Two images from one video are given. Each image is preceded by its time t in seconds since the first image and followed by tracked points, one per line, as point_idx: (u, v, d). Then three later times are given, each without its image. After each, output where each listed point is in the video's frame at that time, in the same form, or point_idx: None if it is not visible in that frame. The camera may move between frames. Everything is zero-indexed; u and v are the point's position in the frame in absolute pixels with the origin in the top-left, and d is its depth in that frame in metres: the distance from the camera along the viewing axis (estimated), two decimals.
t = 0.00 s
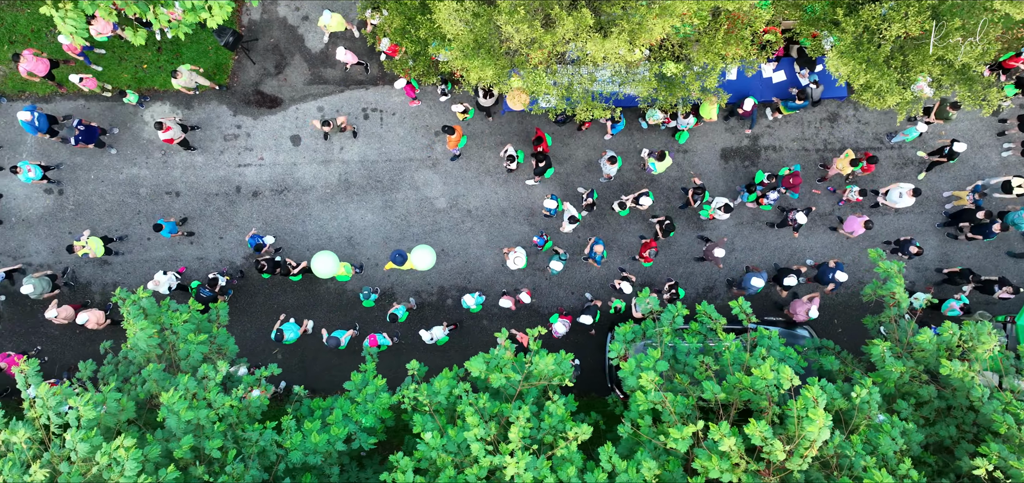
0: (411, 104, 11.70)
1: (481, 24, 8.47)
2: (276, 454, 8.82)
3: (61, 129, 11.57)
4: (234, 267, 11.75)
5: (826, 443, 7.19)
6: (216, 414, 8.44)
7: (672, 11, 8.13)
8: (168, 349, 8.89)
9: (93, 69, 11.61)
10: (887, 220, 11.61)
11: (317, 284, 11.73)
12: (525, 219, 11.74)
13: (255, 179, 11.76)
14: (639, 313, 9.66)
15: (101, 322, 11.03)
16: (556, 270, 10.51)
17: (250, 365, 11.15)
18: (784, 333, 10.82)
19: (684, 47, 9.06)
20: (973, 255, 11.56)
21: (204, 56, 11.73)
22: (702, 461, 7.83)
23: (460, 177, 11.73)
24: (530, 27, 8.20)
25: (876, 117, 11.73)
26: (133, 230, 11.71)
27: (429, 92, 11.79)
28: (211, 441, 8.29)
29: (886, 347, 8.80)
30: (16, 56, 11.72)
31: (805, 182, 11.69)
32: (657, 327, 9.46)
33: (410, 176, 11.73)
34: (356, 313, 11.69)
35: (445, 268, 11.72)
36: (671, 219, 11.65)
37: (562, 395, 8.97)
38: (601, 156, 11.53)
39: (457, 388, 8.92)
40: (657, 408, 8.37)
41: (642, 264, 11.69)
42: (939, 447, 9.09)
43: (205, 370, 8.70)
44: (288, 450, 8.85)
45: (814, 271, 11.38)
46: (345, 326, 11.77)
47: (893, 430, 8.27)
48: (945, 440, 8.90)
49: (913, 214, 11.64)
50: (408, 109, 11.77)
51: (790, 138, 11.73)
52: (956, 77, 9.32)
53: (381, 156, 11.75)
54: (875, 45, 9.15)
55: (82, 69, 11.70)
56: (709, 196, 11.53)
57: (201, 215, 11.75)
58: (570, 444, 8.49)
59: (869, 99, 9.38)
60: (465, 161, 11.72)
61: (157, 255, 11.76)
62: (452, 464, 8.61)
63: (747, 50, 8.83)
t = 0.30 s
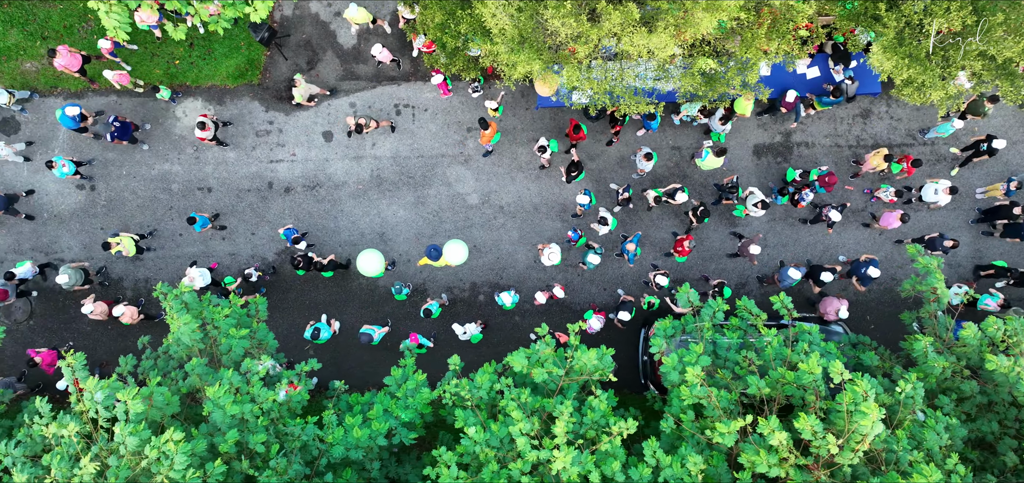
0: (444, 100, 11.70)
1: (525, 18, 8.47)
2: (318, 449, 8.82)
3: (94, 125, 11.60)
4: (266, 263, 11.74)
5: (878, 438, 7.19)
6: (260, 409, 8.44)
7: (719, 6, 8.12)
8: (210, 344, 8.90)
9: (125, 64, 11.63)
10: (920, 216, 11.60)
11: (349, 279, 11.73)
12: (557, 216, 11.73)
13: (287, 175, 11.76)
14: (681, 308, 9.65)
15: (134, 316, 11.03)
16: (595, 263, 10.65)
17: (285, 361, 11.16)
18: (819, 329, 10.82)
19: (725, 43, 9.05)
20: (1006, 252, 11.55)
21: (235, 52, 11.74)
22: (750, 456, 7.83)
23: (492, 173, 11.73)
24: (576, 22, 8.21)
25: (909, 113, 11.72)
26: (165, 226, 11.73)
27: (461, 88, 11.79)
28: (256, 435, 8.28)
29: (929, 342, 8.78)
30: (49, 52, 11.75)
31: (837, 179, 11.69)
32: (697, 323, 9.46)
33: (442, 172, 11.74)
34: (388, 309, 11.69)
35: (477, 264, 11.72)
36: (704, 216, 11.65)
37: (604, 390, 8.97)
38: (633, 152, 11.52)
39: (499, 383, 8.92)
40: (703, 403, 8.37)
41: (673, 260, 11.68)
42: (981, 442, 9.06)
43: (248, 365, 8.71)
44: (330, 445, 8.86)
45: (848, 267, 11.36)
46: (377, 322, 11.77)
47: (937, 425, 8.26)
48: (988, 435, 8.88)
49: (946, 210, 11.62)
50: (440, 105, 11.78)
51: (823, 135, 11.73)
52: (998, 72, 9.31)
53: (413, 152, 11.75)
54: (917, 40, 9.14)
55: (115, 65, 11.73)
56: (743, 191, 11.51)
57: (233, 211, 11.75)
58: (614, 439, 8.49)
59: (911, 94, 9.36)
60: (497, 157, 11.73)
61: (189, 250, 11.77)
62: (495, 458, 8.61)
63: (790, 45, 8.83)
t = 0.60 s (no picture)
0: (477, 99, 11.70)
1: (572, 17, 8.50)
2: (362, 448, 8.81)
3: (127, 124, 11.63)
4: (299, 262, 11.74)
5: (932, 436, 7.17)
6: (305, 408, 8.43)
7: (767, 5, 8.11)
8: (253, 343, 8.91)
9: (159, 63, 11.64)
10: (954, 216, 11.58)
11: (382, 279, 11.72)
12: (591, 215, 11.73)
13: (321, 174, 11.76)
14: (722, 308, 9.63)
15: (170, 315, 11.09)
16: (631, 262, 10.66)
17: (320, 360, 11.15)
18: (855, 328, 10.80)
19: (769, 41, 9.03)
20: None
21: (268, 51, 11.74)
22: (799, 455, 7.80)
23: (525, 172, 11.72)
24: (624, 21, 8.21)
25: (943, 113, 11.70)
26: (198, 225, 11.73)
27: (494, 87, 11.79)
28: (302, 434, 8.27)
29: (974, 341, 8.75)
30: (82, 51, 11.79)
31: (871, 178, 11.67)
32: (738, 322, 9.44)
33: (476, 171, 11.74)
34: (422, 308, 11.69)
35: (510, 263, 11.71)
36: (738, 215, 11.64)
37: (646, 390, 8.97)
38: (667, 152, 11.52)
39: (542, 382, 8.92)
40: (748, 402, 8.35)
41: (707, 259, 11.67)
42: None
43: (293, 363, 8.71)
44: (373, 443, 8.86)
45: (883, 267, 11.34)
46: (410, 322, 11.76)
47: (984, 425, 8.23)
48: None
49: (980, 209, 11.60)
50: (474, 104, 11.78)
51: (857, 134, 11.71)
52: None
53: (446, 151, 11.76)
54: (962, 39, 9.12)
55: (148, 64, 11.75)
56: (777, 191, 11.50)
57: (266, 210, 11.75)
58: (659, 438, 8.47)
59: (959, 92, 9.36)
60: (530, 156, 11.72)
61: (222, 249, 11.77)
62: (539, 458, 8.60)
63: (835, 43, 8.82)
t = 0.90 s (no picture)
0: (510, 98, 11.70)
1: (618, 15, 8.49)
2: (405, 446, 8.81)
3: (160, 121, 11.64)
4: (332, 260, 11.74)
5: (986, 434, 7.14)
6: (350, 405, 8.43)
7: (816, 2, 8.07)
8: (296, 340, 8.90)
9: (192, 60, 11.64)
10: (988, 215, 11.56)
11: (415, 277, 11.71)
12: (624, 213, 11.72)
13: (354, 172, 11.76)
14: (763, 306, 9.61)
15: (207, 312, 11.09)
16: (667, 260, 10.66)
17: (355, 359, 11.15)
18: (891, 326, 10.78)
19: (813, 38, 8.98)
20: None
21: (301, 49, 11.74)
22: (848, 453, 7.78)
23: (559, 171, 11.72)
24: (672, 18, 8.18)
25: (977, 112, 11.67)
26: (231, 223, 11.73)
27: (527, 85, 11.79)
28: (347, 432, 8.27)
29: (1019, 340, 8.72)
30: (114, 49, 11.80)
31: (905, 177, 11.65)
32: (779, 320, 9.44)
33: (509, 170, 11.74)
34: (454, 307, 11.68)
35: (543, 262, 11.70)
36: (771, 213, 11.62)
37: (689, 388, 8.96)
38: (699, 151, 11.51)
39: (585, 380, 8.91)
40: (794, 401, 8.33)
41: (740, 257, 11.66)
42: None
43: (337, 361, 8.70)
44: (416, 441, 8.86)
45: (918, 265, 11.33)
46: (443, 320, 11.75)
47: None
48: None
49: (1014, 208, 11.57)
50: (507, 103, 11.77)
51: (890, 133, 11.69)
52: None
53: (479, 150, 11.76)
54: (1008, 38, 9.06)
55: (180, 62, 11.76)
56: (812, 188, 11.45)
57: (299, 208, 11.75)
58: (704, 435, 8.46)
59: (1000, 90, 9.31)
60: (564, 154, 11.71)
61: (255, 247, 11.76)
62: (583, 456, 8.60)
63: (881, 41, 8.76)
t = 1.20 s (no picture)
0: (544, 96, 11.69)
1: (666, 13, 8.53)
2: (449, 444, 8.80)
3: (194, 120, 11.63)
4: (365, 259, 11.72)
5: None
6: (396, 404, 8.41)
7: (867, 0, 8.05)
8: (340, 339, 8.90)
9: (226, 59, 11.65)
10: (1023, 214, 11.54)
11: (449, 276, 11.71)
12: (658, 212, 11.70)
13: (387, 171, 11.75)
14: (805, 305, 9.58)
15: (241, 312, 11.05)
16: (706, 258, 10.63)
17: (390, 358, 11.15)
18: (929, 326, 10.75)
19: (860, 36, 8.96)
20: None
21: (335, 48, 11.74)
22: (898, 452, 7.76)
23: (593, 169, 11.71)
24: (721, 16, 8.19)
25: (1012, 111, 11.66)
26: (265, 222, 11.73)
27: (561, 84, 11.79)
28: (394, 430, 8.26)
29: None
30: (148, 47, 11.80)
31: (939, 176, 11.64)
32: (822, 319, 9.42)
33: (543, 169, 11.73)
34: (488, 305, 11.67)
35: (577, 260, 11.69)
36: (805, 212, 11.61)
37: (733, 386, 8.94)
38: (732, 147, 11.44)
39: (629, 379, 8.89)
40: (842, 400, 8.30)
41: (775, 256, 11.64)
42: None
43: (382, 359, 8.69)
44: (460, 439, 8.85)
45: (953, 264, 11.30)
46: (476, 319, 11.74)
47: None
48: None
49: None
50: (541, 101, 11.77)
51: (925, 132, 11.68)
52: None
53: (513, 148, 11.75)
54: None
55: (214, 60, 11.76)
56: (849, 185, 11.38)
57: (333, 206, 11.74)
58: (750, 434, 8.43)
59: None
60: (597, 153, 11.71)
61: (288, 246, 11.75)
62: (628, 454, 8.58)
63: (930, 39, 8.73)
